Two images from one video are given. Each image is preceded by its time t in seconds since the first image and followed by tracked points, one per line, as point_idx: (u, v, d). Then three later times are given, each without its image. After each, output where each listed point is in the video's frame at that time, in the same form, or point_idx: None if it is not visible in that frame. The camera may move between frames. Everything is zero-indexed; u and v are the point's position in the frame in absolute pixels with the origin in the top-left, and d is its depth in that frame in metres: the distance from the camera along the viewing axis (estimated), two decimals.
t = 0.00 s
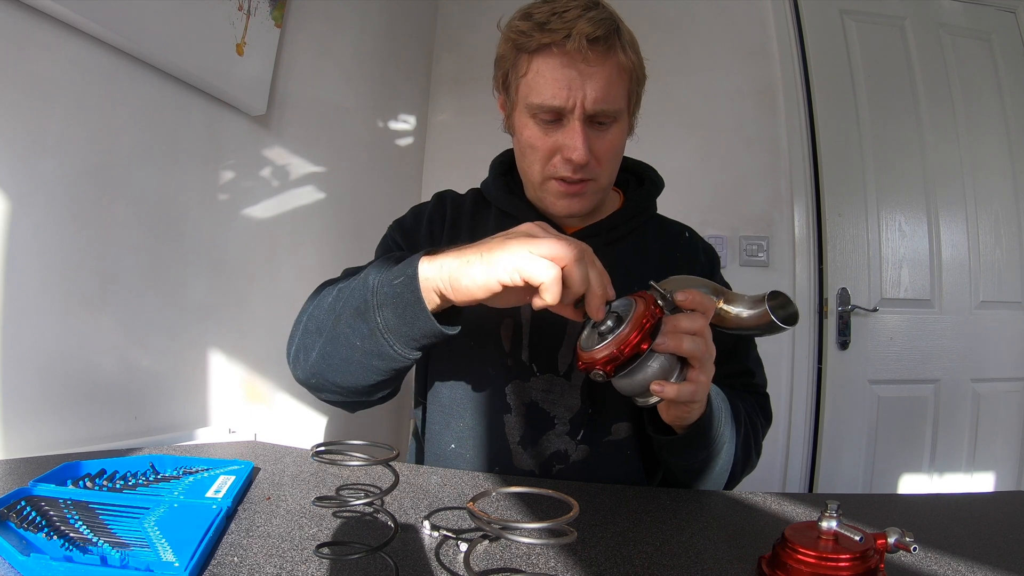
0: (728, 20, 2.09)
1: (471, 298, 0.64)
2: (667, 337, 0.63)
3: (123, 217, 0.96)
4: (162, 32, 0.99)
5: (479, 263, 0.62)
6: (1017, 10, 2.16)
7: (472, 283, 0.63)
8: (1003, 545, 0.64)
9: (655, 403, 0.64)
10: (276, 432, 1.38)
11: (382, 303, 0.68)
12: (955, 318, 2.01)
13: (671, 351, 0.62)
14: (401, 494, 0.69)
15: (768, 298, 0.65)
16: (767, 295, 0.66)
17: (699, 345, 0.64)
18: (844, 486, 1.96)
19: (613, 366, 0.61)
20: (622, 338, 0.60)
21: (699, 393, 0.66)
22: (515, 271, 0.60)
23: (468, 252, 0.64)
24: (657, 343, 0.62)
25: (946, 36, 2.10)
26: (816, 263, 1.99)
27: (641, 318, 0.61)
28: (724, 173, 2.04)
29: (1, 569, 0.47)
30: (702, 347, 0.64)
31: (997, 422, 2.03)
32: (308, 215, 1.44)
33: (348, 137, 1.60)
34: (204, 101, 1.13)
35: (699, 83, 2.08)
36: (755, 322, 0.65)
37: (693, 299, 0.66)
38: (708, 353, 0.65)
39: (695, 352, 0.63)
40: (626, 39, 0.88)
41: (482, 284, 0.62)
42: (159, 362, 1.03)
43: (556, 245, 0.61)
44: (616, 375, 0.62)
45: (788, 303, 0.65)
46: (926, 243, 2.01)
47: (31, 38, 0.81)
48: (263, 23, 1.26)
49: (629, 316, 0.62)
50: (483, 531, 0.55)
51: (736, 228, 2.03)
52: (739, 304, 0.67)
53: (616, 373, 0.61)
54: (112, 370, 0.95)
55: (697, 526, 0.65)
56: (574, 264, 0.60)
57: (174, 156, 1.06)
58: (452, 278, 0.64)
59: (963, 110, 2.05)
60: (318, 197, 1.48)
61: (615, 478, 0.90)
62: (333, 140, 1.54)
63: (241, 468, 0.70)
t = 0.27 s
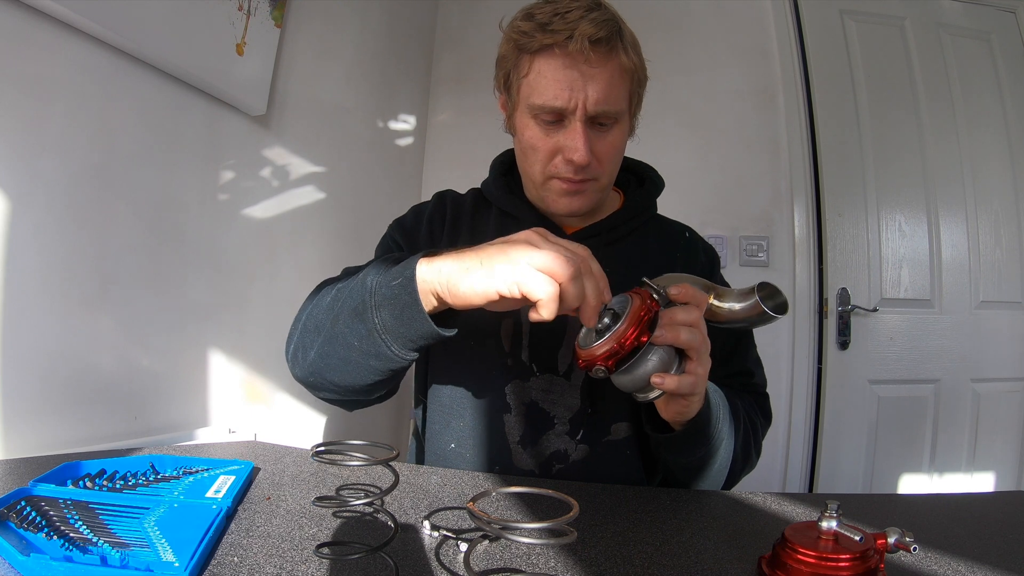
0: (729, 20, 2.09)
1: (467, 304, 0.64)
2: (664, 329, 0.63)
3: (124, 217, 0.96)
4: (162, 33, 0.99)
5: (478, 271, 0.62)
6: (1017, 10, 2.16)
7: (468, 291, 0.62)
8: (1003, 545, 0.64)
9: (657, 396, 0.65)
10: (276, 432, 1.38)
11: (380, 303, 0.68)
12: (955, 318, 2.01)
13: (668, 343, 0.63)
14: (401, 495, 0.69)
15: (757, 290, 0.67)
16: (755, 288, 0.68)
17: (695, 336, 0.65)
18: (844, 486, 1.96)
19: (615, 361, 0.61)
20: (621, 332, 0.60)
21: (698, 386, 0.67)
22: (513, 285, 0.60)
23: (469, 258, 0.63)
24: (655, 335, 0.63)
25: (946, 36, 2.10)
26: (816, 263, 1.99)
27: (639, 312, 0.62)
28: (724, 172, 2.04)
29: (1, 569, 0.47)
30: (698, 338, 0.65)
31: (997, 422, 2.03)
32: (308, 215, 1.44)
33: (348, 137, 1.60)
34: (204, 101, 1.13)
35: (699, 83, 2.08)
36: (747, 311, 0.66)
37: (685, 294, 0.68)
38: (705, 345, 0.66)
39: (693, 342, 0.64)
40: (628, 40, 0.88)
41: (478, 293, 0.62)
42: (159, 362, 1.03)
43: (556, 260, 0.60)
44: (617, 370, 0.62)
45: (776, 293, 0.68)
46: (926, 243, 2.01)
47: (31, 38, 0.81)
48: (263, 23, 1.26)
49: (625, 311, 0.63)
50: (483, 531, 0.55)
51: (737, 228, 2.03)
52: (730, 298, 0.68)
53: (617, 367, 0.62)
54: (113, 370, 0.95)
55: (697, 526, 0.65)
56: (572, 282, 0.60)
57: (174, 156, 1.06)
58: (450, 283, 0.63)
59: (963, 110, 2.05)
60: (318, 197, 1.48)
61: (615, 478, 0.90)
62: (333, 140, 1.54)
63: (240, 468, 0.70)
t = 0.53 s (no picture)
0: (728, 20, 2.09)
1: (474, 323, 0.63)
2: (658, 328, 0.64)
3: (124, 217, 0.96)
4: (162, 33, 0.99)
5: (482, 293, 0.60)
6: (1017, 10, 2.16)
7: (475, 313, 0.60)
8: (1003, 545, 0.64)
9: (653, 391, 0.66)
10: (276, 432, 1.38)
11: (382, 311, 0.66)
12: (955, 318, 2.01)
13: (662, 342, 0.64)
14: (401, 495, 0.69)
15: (757, 278, 0.66)
16: (754, 276, 0.66)
17: (692, 333, 0.65)
18: (844, 486, 1.96)
19: (609, 364, 0.62)
20: (614, 335, 0.61)
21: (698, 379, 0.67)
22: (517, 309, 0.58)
23: (473, 274, 0.61)
24: (648, 335, 0.63)
25: (946, 36, 2.10)
26: (816, 263, 1.99)
27: (632, 314, 0.62)
28: (725, 172, 2.04)
29: (1, 569, 0.47)
30: (694, 334, 0.65)
31: (997, 422, 2.03)
32: (308, 215, 1.44)
33: (348, 137, 1.60)
34: (204, 101, 1.13)
35: (699, 83, 2.08)
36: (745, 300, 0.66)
37: (683, 288, 0.67)
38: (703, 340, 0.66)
39: (687, 339, 0.64)
40: (629, 41, 0.88)
41: (485, 315, 0.60)
42: (159, 362, 1.03)
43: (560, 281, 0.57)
44: (612, 371, 0.63)
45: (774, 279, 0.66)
46: (926, 243, 2.01)
47: (31, 38, 0.82)
48: (263, 23, 1.26)
49: (620, 312, 0.63)
50: (483, 531, 0.55)
51: (737, 228, 2.03)
52: (730, 286, 0.68)
53: (611, 369, 0.63)
54: (113, 370, 0.95)
55: (697, 525, 0.65)
56: (575, 311, 0.57)
57: (175, 156, 1.06)
58: (456, 301, 0.62)
59: (964, 110, 2.05)
60: (318, 197, 1.48)
61: (615, 477, 0.90)
62: (333, 140, 1.54)
63: (240, 468, 0.70)
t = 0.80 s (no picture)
0: (729, 19, 2.09)
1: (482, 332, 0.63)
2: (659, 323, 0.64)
3: (124, 217, 0.96)
4: (162, 32, 0.99)
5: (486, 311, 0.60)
6: (1017, 10, 2.16)
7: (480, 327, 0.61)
8: (1003, 544, 0.64)
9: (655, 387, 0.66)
10: (276, 432, 1.38)
11: (390, 320, 0.66)
12: (955, 318, 2.01)
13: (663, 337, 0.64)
14: (401, 494, 0.69)
15: (756, 270, 0.66)
16: (753, 269, 0.67)
17: (693, 327, 0.65)
18: (844, 486, 1.96)
19: (611, 361, 0.62)
20: (616, 332, 0.61)
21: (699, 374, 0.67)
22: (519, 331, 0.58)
23: (478, 290, 0.60)
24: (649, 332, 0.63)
25: (946, 36, 2.10)
26: (816, 263, 1.99)
27: (633, 310, 0.62)
28: (725, 173, 2.04)
29: (1, 569, 0.47)
30: (696, 328, 0.65)
31: (997, 422, 2.03)
32: (308, 215, 1.44)
33: (348, 137, 1.60)
34: (204, 101, 1.13)
35: (699, 83, 2.08)
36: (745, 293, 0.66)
37: (683, 283, 0.67)
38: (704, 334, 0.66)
39: (688, 334, 0.64)
40: (625, 41, 0.88)
41: (489, 332, 0.60)
42: (159, 362, 1.03)
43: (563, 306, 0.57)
44: (613, 369, 0.62)
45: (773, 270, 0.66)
46: (926, 243, 2.01)
47: (31, 38, 0.82)
48: (263, 23, 1.26)
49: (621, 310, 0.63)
50: (483, 531, 0.55)
51: (737, 228, 2.03)
52: (729, 279, 0.68)
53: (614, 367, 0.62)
54: (113, 370, 0.95)
55: (697, 525, 0.65)
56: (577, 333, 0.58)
57: (174, 156, 1.06)
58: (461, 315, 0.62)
59: (963, 110, 2.06)
60: (318, 197, 1.48)
61: (614, 475, 0.90)
62: (333, 140, 1.54)
63: (240, 468, 0.70)
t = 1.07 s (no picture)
0: (729, 19, 2.09)
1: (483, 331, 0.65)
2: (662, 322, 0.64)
3: (124, 217, 0.96)
4: (162, 32, 0.99)
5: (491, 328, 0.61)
6: (1017, 10, 2.16)
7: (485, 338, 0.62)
8: (1003, 544, 0.64)
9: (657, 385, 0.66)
10: (276, 431, 1.38)
11: (401, 325, 0.65)
12: (955, 318, 2.01)
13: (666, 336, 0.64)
14: (401, 494, 0.69)
15: (758, 263, 0.67)
16: (756, 262, 0.67)
17: (696, 326, 0.65)
18: (844, 486, 1.96)
19: (614, 361, 0.61)
20: (622, 332, 0.60)
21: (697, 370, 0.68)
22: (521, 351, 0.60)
23: (483, 307, 0.61)
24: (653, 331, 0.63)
25: (946, 36, 2.10)
26: (816, 263, 1.99)
27: (638, 310, 0.62)
28: (725, 172, 2.04)
29: (1, 569, 0.47)
30: (699, 327, 0.65)
31: (997, 422, 2.03)
32: (308, 215, 1.44)
33: (348, 137, 1.60)
34: (204, 101, 1.13)
35: (699, 83, 2.08)
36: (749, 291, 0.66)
37: (687, 280, 0.67)
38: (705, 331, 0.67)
39: (690, 332, 0.65)
40: (622, 41, 0.88)
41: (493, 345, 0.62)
42: (159, 362, 1.03)
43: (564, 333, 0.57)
44: (618, 369, 0.62)
45: (776, 267, 0.67)
46: (926, 243, 2.01)
47: (31, 38, 0.82)
48: (263, 23, 1.26)
49: (624, 308, 0.63)
50: (483, 531, 0.55)
51: (737, 228, 2.03)
52: (732, 273, 0.68)
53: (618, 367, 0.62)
54: (112, 370, 0.94)
55: (697, 525, 0.65)
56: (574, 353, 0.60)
57: (174, 156, 1.06)
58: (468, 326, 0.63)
59: (964, 110, 2.06)
60: (318, 197, 1.48)
61: (614, 474, 0.90)
62: (333, 140, 1.54)
63: (241, 468, 0.70)
